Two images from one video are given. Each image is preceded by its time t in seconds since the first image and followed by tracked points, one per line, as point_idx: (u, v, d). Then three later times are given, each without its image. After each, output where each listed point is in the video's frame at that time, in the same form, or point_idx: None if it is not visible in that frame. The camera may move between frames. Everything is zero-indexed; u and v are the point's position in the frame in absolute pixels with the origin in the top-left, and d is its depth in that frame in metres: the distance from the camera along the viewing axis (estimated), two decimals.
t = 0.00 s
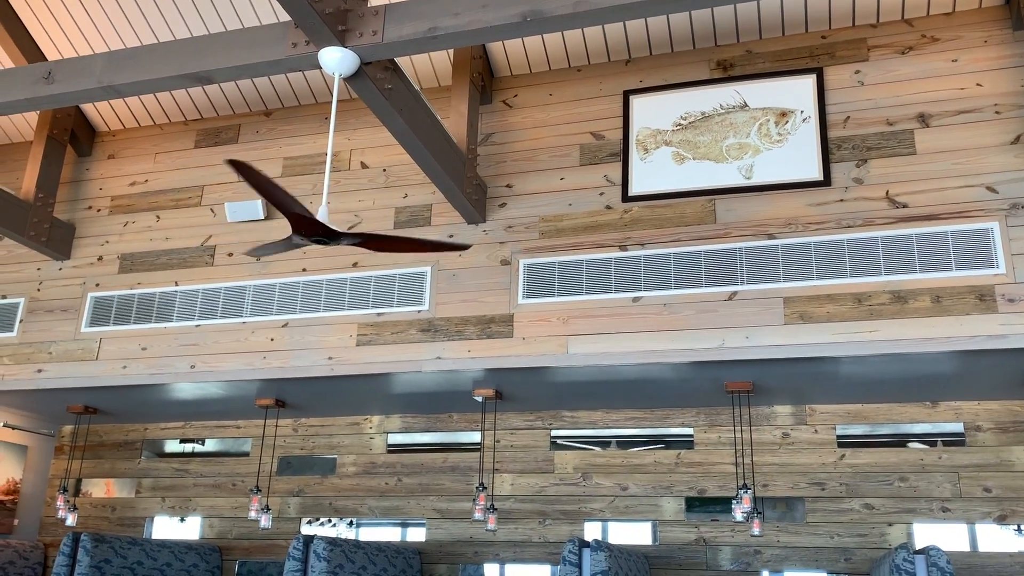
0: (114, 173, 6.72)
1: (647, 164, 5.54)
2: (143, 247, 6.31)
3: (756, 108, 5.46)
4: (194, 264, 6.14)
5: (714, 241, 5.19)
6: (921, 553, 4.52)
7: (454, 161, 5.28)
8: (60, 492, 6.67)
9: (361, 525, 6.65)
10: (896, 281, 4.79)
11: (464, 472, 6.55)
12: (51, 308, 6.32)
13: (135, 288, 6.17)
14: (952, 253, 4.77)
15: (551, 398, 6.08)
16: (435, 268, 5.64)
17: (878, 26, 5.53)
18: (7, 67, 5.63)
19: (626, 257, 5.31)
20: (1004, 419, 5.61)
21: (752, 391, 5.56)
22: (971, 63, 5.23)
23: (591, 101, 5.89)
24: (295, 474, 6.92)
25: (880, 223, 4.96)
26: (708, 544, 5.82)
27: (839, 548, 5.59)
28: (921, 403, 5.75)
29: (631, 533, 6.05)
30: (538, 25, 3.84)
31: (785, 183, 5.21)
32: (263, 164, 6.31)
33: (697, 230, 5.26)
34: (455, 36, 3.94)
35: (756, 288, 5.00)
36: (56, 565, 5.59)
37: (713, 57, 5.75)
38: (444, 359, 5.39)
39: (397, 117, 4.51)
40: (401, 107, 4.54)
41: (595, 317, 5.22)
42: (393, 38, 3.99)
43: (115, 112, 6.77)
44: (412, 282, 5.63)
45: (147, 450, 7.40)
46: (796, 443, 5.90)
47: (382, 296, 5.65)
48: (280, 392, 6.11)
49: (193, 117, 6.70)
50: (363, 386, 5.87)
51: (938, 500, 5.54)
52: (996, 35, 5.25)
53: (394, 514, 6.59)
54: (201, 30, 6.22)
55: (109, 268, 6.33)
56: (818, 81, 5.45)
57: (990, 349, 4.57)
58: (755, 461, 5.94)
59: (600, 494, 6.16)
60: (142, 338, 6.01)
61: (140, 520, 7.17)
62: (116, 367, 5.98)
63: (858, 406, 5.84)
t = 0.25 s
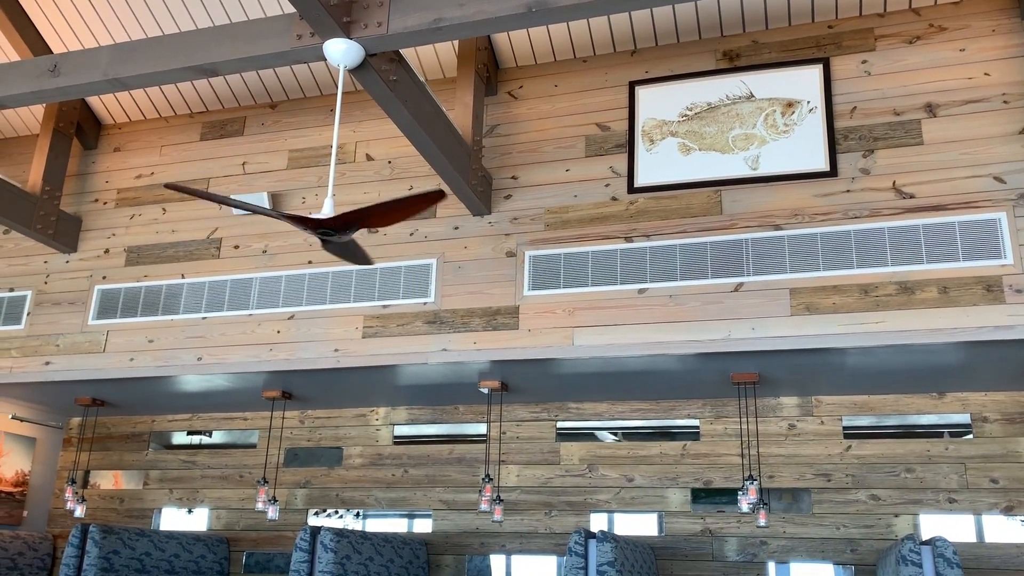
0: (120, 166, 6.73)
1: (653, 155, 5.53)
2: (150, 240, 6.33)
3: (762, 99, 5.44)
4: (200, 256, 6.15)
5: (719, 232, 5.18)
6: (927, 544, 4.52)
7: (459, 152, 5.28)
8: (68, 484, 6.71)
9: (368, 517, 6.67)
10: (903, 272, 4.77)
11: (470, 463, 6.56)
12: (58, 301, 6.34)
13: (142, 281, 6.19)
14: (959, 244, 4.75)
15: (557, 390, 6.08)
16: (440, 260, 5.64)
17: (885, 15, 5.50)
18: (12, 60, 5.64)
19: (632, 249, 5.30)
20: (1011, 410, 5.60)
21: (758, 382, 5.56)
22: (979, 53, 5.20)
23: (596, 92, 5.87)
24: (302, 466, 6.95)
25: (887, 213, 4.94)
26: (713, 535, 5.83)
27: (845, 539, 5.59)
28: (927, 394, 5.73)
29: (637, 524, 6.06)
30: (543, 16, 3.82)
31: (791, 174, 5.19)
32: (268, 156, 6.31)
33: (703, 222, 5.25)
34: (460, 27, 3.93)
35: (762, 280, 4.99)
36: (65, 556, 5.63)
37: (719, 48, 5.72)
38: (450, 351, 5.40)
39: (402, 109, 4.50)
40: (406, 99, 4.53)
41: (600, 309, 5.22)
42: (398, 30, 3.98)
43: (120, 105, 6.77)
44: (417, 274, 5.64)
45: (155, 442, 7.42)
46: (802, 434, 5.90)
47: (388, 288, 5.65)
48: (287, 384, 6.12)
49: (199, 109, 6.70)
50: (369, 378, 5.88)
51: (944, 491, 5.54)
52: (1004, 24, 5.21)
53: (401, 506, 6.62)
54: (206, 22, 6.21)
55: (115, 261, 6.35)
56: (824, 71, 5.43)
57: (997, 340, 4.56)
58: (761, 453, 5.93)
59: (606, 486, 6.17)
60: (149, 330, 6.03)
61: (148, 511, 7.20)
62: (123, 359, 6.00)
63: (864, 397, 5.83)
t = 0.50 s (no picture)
0: (126, 158, 6.74)
1: (659, 146, 5.51)
2: (156, 232, 6.34)
3: (769, 89, 5.42)
4: (207, 248, 6.16)
5: (725, 223, 5.17)
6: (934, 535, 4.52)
7: (465, 144, 5.27)
8: (76, 475, 6.74)
9: (374, 508, 6.70)
10: (911, 262, 4.75)
11: (476, 454, 6.58)
12: (65, 293, 6.36)
13: (149, 273, 6.20)
14: (966, 234, 4.73)
15: (562, 381, 6.08)
16: (446, 252, 5.64)
17: (893, 4, 5.46)
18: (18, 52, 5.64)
19: (638, 240, 5.29)
20: (1018, 401, 5.58)
21: (764, 373, 5.55)
22: (988, 42, 5.17)
23: (602, 83, 5.85)
24: (309, 457, 6.97)
25: (895, 204, 4.92)
26: (719, 526, 5.84)
27: (851, 530, 5.59)
28: (934, 385, 5.72)
29: (642, 515, 6.07)
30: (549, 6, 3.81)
31: (798, 165, 5.17)
32: (274, 148, 6.31)
33: (709, 212, 5.23)
34: (466, 18, 3.92)
35: (769, 270, 4.97)
36: (74, 546, 5.67)
37: (725, 38, 5.69)
38: (455, 343, 5.40)
39: (407, 100, 4.50)
40: (412, 90, 4.53)
41: (606, 300, 5.22)
42: (404, 20, 3.97)
43: (126, 96, 6.78)
44: (423, 266, 5.64)
45: (162, 433, 7.45)
46: (809, 425, 5.89)
47: (394, 280, 5.65)
48: (293, 375, 6.14)
49: (204, 101, 6.70)
50: (375, 369, 5.89)
51: (951, 482, 5.53)
52: (1013, 13, 5.18)
53: (407, 496, 6.64)
54: (211, 14, 6.21)
55: (122, 253, 6.36)
56: (832, 61, 5.40)
57: (1005, 331, 4.54)
58: (767, 444, 5.93)
59: (612, 477, 6.18)
60: (156, 322, 6.05)
61: (156, 502, 7.24)
62: (130, 351, 6.02)
63: (871, 388, 5.82)
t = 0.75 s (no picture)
0: (132, 149, 6.74)
1: (665, 136, 5.50)
2: (162, 223, 6.35)
3: (775, 79, 5.39)
4: (213, 240, 6.17)
5: (731, 214, 5.15)
6: (939, 526, 4.52)
7: (470, 135, 5.26)
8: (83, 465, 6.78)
9: (380, 498, 6.72)
10: (917, 253, 4.74)
11: (481, 445, 6.59)
12: (71, 284, 6.37)
13: (155, 264, 6.21)
14: (973, 224, 4.71)
15: (567, 372, 6.08)
16: (451, 243, 5.64)
17: None
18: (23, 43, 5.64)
19: (644, 231, 5.28)
20: None
21: (769, 364, 5.54)
22: (996, 31, 5.13)
23: (608, 73, 5.83)
24: (315, 447, 7.00)
25: (902, 194, 4.90)
26: (725, 517, 5.84)
27: (857, 521, 5.59)
28: (940, 376, 5.71)
29: (647, 506, 6.08)
30: None
31: (804, 155, 5.16)
32: (279, 139, 6.31)
33: (715, 203, 5.22)
34: (471, 8, 3.91)
35: (774, 261, 4.96)
36: (81, 536, 5.70)
37: (731, 27, 5.66)
38: (461, 334, 5.41)
39: (412, 91, 4.49)
40: (417, 81, 4.52)
41: (611, 292, 5.22)
42: (409, 11, 3.96)
43: (132, 88, 6.77)
44: (428, 257, 5.63)
45: (169, 424, 7.47)
46: (814, 416, 5.88)
47: (399, 271, 5.66)
48: (299, 366, 6.15)
49: (209, 92, 6.70)
50: (380, 360, 5.90)
51: (957, 473, 5.52)
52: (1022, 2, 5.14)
53: (413, 487, 6.66)
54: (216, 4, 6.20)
55: (128, 244, 6.38)
56: (838, 51, 5.37)
57: (1011, 321, 4.52)
58: (772, 435, 5.93)
59: (617, 467, 6.19)
60: (163, 313, 6.06)
61: (163, 492, 7.27)
62: (137, 342, 6.04)
63: (877, 379, 5.81)
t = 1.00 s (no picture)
0: (136, 139, 6.74)
1: (671, 124, 5.48)
2: (167, 213, 6.35)
3: (781, 66, 5.37)
4: (218, 229, 6.17)
5: (737, 202, 5.14)
6: (945, 514, 4.52)
7: (475, 123, 5.25)
8: (91, 455, 6.81)
9: (386, 487, 6.75)
10: (924, 241, 4.72)
11: (487, 434, 6.61)
12: (78, 274, 6.39)
13: (160, 254, 6.22)
14: (981, 212, 4.69)
15: (573, 361, 6.09)
16: (456, 232, 5.63)
17: None
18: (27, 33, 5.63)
19: (649, 219, 5.27)
20: None
21: (775, 352, 5.53)
22: (1004, 17, 5.10)
23: (613, 61, 5.81)
24: (321, 437, 7.02)
25: (908, 181, 4.88)
26: (730, 505, 5.85)
27: (862, 509, 5.59)
28: (946, 364, 5.70)
29: (653, 494, 6.09)
30: None
31: (810, 142, 5.13)
32: (283, 129, 6.30)
33: (721, 191, 5.20)
34: None
35: (780, 250, 4.95)
36: (89, 525, 5.70)
37: (737, 14, 5.63)
38: (466, 323, 5.41)
39: (417, 80, 4.48)
40: (421, 69, 4.51)
41: (616, 281, 5.21)
42: None
43: (136, 78, 6.77)
44: (433, 247, 5.63)
45: (175, 414, 7.50)
46: (820, 405, 5.88)
47: (404, 260, 5.65)
48: (305, 356, 6.16)
49: (214, 82, 6.69)
50: (385, 350, 5.91)
51: (963, 461, 5.52)
52: None
53: (419, 476, 6.68)
54: None
55: (134, 234, 6.38)
56: (845, 38, 5.34)
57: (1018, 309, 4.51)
58: (778, 423, 5.92)
59: (622, 456, 6.20)
60: (169, 303, 6.08)
61: (170, 481, 7.31)
62: (143, 332, 6.06)
63: (883, 367, 5.79)
